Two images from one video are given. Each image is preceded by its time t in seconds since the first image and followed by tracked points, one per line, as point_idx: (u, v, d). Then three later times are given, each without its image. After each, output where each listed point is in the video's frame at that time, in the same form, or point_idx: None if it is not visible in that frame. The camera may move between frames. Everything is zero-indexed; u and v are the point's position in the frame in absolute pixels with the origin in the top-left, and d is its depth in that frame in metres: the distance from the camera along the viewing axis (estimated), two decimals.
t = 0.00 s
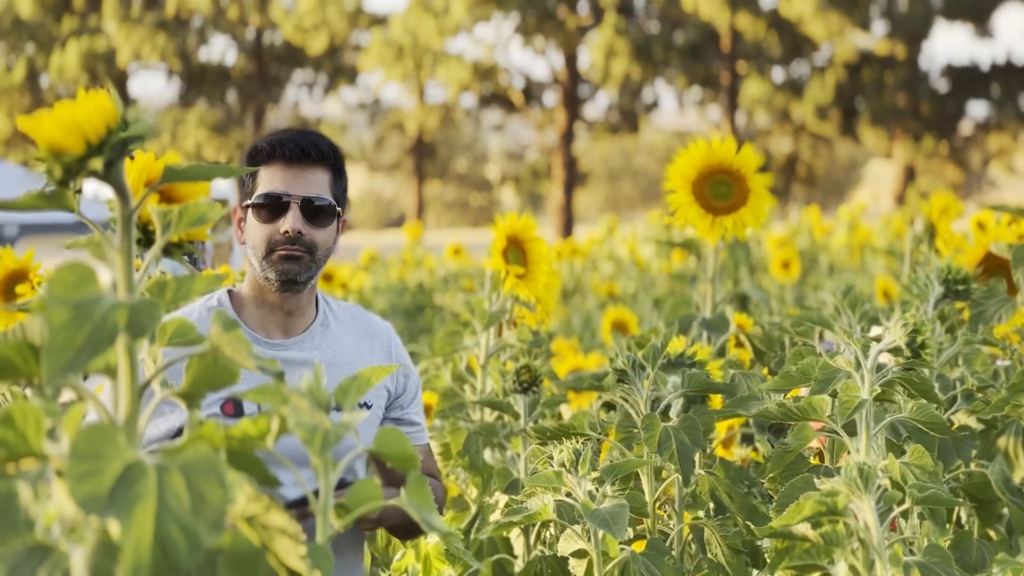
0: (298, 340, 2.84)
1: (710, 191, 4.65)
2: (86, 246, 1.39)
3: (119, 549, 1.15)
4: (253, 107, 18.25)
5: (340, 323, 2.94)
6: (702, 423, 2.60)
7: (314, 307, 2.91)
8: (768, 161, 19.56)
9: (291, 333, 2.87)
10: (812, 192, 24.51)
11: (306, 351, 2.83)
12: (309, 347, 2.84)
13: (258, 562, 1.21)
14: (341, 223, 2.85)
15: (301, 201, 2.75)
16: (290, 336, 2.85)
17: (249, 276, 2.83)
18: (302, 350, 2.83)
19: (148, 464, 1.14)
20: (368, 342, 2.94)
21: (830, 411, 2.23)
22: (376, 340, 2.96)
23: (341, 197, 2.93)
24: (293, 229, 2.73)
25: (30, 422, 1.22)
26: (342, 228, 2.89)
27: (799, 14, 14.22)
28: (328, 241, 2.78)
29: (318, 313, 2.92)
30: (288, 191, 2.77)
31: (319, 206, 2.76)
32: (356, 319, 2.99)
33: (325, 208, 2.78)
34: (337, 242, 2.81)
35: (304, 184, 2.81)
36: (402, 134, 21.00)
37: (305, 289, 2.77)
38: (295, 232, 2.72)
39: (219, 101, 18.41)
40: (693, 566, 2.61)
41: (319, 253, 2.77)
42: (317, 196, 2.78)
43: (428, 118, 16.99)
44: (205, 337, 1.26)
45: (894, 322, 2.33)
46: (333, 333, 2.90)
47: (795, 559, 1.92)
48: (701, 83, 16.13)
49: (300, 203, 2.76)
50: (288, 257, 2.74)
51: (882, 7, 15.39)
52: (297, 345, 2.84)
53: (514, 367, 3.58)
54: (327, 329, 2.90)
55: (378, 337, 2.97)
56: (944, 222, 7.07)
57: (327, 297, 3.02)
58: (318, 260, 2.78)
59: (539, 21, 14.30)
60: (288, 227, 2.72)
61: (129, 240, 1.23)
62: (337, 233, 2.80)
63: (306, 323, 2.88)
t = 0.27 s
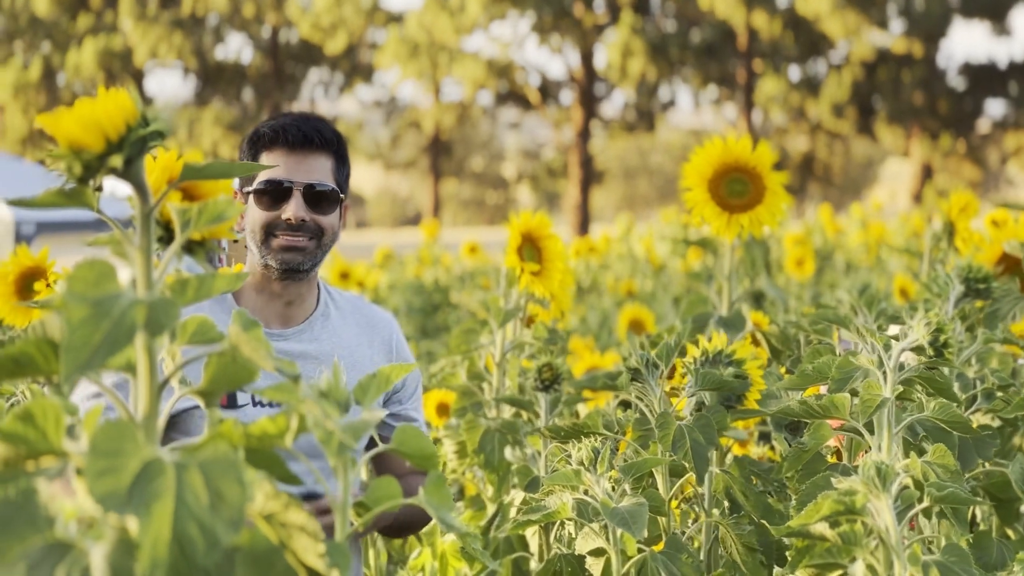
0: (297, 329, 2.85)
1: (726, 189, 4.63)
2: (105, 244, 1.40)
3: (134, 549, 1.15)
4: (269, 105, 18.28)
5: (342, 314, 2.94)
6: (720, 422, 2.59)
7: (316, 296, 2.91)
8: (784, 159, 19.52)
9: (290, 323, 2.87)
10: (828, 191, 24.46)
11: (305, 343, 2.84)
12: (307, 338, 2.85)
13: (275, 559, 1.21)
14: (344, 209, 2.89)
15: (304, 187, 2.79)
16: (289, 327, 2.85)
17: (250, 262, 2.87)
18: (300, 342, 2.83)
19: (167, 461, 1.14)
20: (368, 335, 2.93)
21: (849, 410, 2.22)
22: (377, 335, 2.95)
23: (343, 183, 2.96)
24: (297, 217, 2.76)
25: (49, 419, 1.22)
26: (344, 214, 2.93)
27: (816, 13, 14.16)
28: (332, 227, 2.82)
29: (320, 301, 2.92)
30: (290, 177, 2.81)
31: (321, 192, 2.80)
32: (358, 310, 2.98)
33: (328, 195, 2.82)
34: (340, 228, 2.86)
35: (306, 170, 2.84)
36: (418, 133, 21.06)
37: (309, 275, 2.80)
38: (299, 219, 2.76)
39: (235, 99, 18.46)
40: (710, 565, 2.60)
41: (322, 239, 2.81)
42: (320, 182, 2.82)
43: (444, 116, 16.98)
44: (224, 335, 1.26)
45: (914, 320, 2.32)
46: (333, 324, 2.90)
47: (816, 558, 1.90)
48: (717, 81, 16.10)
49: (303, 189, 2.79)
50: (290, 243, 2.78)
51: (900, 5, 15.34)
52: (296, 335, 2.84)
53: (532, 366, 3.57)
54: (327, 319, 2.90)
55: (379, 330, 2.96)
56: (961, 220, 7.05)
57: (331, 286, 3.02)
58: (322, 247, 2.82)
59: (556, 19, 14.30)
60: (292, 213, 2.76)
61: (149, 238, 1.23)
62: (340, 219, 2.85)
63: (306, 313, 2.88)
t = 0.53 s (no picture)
0: (330, 333, 2.91)
1: (736, 187, 4.61)
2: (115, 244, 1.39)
3: (147, 547, 1.15)
4: (284, 104, 18.31)
5: (376, 320, 3.00)
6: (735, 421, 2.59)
7: (350, 299, 2.96)
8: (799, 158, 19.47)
9: (323, 326, 2.92)
10: (843, 189, 24.40)
11: (337, 348, 2.90)
12: (339, 343, 2.91)
13: (288, 559, 1.20)
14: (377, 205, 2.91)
15: (335, 181, 2.82)
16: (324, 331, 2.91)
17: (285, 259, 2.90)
18: (332, 346, 2.89)
19: (180, 459, 1.14)
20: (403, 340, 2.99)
21: (866, 409, 2.20)
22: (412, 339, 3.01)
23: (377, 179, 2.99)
24: (327, 211, 2.80)
25: (62, 417, 1.22)
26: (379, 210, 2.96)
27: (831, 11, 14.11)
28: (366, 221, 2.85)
29: (355, 305, 2.98)
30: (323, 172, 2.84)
31: (351, 186, 2.82)
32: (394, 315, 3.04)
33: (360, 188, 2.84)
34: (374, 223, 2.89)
35: (338, 166, 2.87)
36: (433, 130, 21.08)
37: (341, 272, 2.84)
38: (330, 212, 2.79)
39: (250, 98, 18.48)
40: (724, 564, 2.59)
41: (355, 233, 2.84)
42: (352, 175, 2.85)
43: (459, 114, 16.99)
44: (236, 334, 1.25)
45: (930, 318, 2.31)
46: (367, 329, 2.96)
47: (831, 556, 1.89)
48: (732, 80, 16.07)
49: (333, 183, 2.82)
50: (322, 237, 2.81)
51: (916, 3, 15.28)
52: (328, 340, 2.90)
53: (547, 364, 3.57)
54: (362, 323, 2.96)
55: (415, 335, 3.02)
56: (977, 219, 7.02)
57: (366, 291, 3.08)
58: (354, 242, 2.85)
59: (571, 18, 14.28)
60: (323, 207, 2.79)
61: (162, 235, 1.23)
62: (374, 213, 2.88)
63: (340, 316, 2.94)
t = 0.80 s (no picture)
0: (376, 326, 2.96)
1: (754, 186, 4.61)
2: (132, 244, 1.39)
3: (165, 543, 1.15)
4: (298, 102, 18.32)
5: (429, 319, 3.02)
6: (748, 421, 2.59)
7: (400, 298, 3.01)
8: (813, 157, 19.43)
9: (369, 319, 2.98)
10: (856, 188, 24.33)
11: (379, 343, 2.95)
12: (383, 339, 2.96)
13: (302, 556, 1.21)
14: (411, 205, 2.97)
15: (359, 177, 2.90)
16: (371, 323, 2.97)
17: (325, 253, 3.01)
18: (375, 341, 2.94)
19: (196, 457, 1.14)
20: (454, 335, 3.00)
21: (878, 408, 2.20)
22: (465, 333, 3.00)
23: (422, 178, 3.04)
24: (345, 207, 2.87)
25: (79, 416, 1.23)
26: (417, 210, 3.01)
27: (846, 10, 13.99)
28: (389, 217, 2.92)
29: (408, 304, 3.02)
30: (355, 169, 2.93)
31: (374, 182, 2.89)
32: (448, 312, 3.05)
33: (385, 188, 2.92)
34: (403, 219, 2.94)
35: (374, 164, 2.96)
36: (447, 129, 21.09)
37: (367, 269, 2.89)
38: (347, 208, 2.86)
39: (264, 96, 18.50)
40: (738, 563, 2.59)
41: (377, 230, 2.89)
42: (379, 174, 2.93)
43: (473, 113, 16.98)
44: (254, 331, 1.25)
45: (943, 317, 2.31)
46: (416, 328, 2.99)
47: (842, 554, 1.90)
48: (746, 78, 16.04)
49: (356, 180, 2.90)
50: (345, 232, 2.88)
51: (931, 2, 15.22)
52: (373, 334, 2.96)
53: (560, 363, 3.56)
54: (411, 318, 2.99)
55: (465, 329, 3.02)
56: (992, 219, 7.00)
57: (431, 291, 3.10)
58: (379, 238, 2.90)
59: (585, 16, 14.26)
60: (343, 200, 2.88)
61: (179, 234, 1.23)
62: (402, 211, 2.94)
63: (388, 311, 3.00)
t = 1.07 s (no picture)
0: (385, 325, 2.96)
1: (768, 185, 4.61)
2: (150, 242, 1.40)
3: (176, 540, 1.14)
4: (309, 100, 18.34)
5: (443, 318, 3.00)
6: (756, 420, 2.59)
7: (411, 300, 3.01)
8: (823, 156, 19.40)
9: (379, 318, 2.99)
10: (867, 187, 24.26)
11: (390, 340, 2.95)
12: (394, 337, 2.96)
13: (314, 554, 1.21)
14: (399, 202, 2.95)
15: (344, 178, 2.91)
16: (382, 323, 2.97)
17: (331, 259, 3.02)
18: (384, 338, 2.95)
19: (208, 455, 1.14)
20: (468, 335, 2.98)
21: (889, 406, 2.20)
22: (478, 334, 2.99)
23: (412, 176, 3.02)
24: (328, 206, 2.87)
25: (92, 413, 1.23)
26: (410, 208, 2.99)
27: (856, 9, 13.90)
28: (373, 214, 2.92)
29: (420, 304, 3.01)
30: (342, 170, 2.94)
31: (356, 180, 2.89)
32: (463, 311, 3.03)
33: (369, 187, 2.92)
34: (387, 216, 2.92)
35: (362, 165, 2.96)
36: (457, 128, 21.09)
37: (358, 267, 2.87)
38: (329, 206, 2.87)
39: (275, 94, 18.51)
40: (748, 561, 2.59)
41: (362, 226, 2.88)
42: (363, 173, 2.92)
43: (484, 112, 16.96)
44: (266, 329, 1.25)
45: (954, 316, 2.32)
46: (427, 327, 2.98)
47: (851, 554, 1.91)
48: (756, 77, 16.01)
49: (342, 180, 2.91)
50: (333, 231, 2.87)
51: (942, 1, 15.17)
52: (383, 332, 2.96)
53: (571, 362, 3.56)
54: (423, 319, 2.98)
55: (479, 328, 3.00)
56: (1003, 218, 6.99)
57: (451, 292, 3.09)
58: (366, 235, 2.89)
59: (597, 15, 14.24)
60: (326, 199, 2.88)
61: (191, 232, 1.23)
62: (385, 208, 2.92)
63: (398, 310, 2.99)
